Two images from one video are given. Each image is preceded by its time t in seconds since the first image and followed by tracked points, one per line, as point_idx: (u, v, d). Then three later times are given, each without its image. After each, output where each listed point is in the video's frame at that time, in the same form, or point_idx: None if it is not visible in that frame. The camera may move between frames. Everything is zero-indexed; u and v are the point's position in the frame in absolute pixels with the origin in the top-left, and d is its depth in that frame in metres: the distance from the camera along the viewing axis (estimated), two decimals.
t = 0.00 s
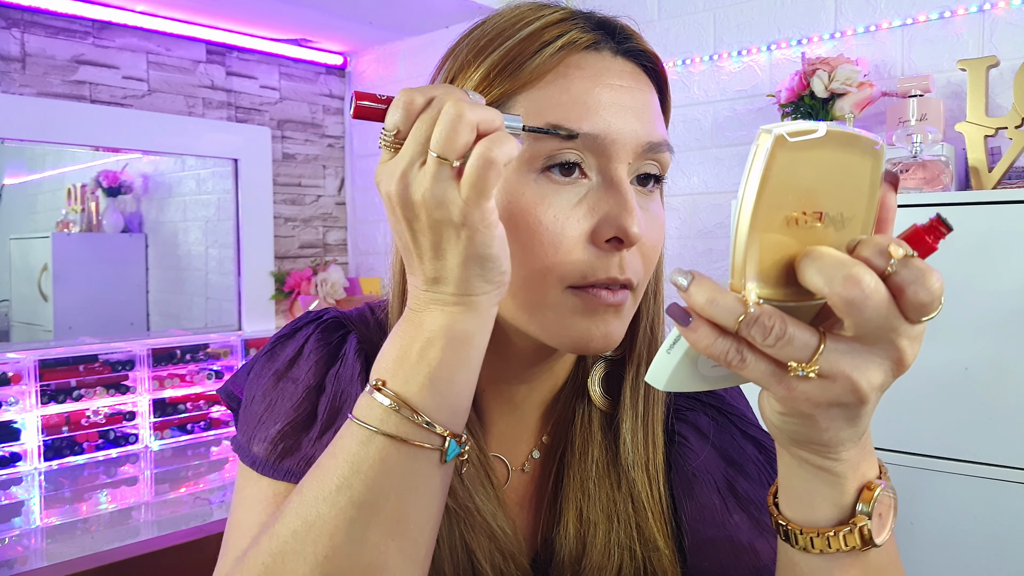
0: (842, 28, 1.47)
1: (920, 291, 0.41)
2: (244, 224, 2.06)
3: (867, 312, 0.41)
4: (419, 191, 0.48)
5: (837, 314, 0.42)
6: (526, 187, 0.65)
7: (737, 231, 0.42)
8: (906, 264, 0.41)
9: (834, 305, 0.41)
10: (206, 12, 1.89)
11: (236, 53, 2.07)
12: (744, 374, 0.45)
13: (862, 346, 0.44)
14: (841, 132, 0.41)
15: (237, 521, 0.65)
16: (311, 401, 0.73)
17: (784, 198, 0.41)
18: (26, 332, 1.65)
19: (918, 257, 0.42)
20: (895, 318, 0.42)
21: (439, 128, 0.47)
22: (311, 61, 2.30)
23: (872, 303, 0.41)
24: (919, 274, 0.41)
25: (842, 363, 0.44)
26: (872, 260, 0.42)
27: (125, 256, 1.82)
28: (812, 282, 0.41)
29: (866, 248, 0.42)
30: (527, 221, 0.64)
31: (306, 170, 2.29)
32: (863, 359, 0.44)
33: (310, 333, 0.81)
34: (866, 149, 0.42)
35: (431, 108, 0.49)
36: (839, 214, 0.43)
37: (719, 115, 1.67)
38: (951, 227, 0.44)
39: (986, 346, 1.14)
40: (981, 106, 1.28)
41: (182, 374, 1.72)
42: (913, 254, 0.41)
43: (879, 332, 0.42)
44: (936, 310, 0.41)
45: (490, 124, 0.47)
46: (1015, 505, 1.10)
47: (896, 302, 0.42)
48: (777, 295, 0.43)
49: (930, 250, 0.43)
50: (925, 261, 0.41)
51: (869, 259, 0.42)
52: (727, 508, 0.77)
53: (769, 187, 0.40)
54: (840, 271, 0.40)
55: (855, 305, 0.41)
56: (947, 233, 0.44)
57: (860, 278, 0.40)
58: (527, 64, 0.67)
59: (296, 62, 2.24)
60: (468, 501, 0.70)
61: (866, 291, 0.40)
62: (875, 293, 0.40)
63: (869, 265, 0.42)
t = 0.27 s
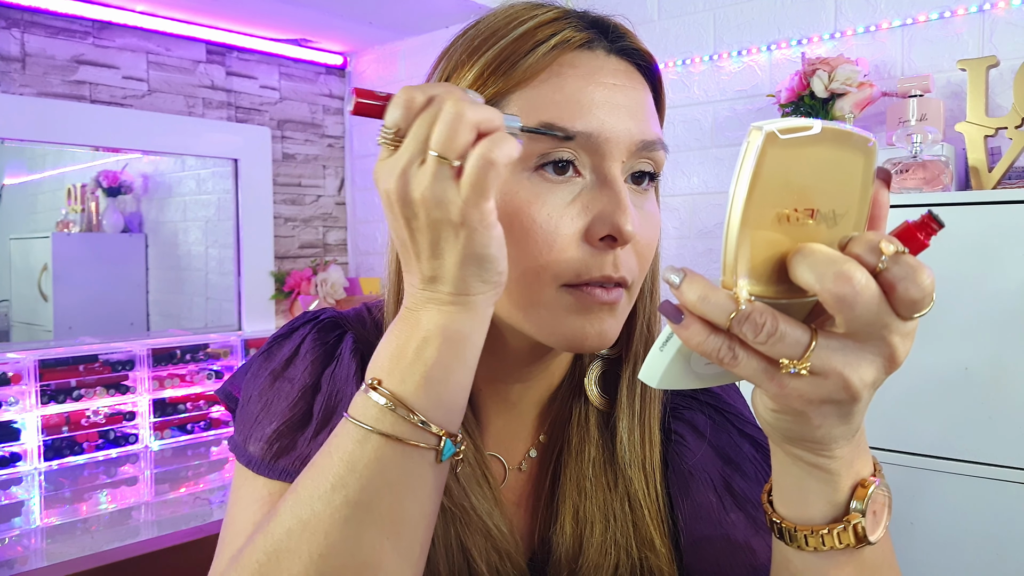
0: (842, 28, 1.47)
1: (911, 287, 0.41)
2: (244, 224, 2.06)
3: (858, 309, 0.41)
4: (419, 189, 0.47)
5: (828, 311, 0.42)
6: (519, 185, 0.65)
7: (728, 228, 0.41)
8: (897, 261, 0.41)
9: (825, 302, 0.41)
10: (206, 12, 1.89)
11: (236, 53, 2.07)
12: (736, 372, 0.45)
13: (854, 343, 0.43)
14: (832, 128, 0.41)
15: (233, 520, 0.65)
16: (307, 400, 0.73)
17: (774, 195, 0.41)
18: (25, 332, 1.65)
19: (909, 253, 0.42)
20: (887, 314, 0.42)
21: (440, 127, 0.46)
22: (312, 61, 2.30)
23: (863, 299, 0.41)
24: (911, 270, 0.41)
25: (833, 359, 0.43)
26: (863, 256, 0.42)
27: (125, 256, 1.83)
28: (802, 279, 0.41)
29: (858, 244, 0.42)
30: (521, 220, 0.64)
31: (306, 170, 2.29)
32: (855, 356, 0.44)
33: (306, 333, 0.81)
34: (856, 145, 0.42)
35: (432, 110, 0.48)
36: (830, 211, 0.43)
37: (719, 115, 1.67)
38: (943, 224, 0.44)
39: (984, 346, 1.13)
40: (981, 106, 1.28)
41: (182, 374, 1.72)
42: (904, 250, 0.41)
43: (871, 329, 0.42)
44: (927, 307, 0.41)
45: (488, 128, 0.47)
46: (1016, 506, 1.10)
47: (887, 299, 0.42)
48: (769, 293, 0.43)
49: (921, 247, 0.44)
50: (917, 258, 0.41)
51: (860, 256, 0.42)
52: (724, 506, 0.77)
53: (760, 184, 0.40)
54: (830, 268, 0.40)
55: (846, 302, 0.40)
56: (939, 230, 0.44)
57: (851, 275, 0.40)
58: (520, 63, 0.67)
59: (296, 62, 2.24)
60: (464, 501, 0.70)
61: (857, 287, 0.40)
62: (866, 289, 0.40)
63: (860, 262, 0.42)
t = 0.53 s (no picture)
0: (842, 28, 1.47)
1: (907, 285, 0.41)
2: (244, 224, 2.06)
3: (853, 305, 0.41)
4: (394, 187, 0.47)
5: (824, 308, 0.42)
6: (515, 184, 0.65)
7: (724, 226, 0.41)
8: (893, 258, 0.41)
9: (821, 299, 0.41)
10: (206, 12, 1.89)
11: (236, 53, 2.07)
12: (733, 369, 0.45)
13: (850, 340, 0.44)
14: (829, 126, 0.41)
15: (231, 520, 0.65)
16: (304, 400, 0.73)
17: (770, 193, 0.41)
18: (25, 332, 1.65)
19: (905, 251, 0.42)
20: (882, 311, 0.42)
21: (409, 123, 0.46)
22: (311, 61, 2.30)
23: (859, 296, 0.41)
24: (906, 268, 0.41)
25: (830, 357, 0.43)
26: (859, 254, 0.42)
27: (125, 256, 1.84)
28: (799, 276, 0.41)
29: (854, 241, 0.42)
30: (518, 218, 0.64)
31: (306, 170, 2.29)
32: (851, 353, 0.44)
33: (305, 333, 0.81)
34: (852, 142, 0.42)
35: (401, 108, 0.47)
36: (827, 208, 0.42)
37: (719, 115, 1.67)
38: (939, 221, 0.44)
39: (984, 345, 1.13)
40: (981, 106, 1.28)
41: (182, 374, 1.72)
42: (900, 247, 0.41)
43: (867, 325, 0.42)
44: (923, 304, 0.42)
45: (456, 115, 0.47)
46: (1015, 505, 1.10)
47: (883, 295, 0.42)
48: (765, 290, 0.43)
49: (918, 243, 0.43)
50: (913, 255, 0.41)
51: (856, 252, 0.42)
52: (723, 505, 0.77)
53: (755, 182, 0.40)
54: (826, 265, 0.40)
55: (841, 298, 0.41)
56: (935, 227, 0.44)
57: (847, 272, 0.40)
58: (516, 62, 0.67)
59: (296, 62, 2.24)
60: (463, 500, 0.70)
61: (853, 284, 0.40)
62: (862, 286, 0.41)
63: (856, 259, 0.42)
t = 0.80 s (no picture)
0: (842, 28, 1.47)
1: (903, 282, 0.41)
2: (244, 224, 2.06)
3: (849, 302, 0.41)
4: (374, 187, 0.47)
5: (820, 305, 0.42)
6: (514, 183, 0.65)
7: (720, 224, 0.42)
8: (889, 255, 0.41)
9: (817, 297, 0.41)
10: (206, 12, 1.89)
11: (236, 53, 2.07)
12: (729, 368, 0.45)
13: (846, 337, 0.43)
14: (825, 124, 0.41)
15: (229, 519, 0.65)
16: (303, 400, 0.73)
17: (766, 191, 0.41)
18: (25, 332, 1.65)
19: (902, 248, 0.42)
20: (878, 308, 0.42)
21: (383, 124, 0.46)
22: (311, 61, 2.30)
23: (855, 293, 0.40)
24: (902, 265, 0.41)
25: (826, 355, 0.43)
26: (855, 251, 0.42)
27: (126, 255, 1.84)
28: (794, 274, 0.41)
29: (850, 239, 0.42)
30: (517, 218, 0.64)
31: (306, 169, 2.29)
32: (847, 352, 0.44)
33: (304, 333, 0.81)
34: (848, 140, 0.42)
35: (373, 107, 0.47)
36: (823, 206, 0.42)
37: (719, 115, 1.67)
38: (936, 219, 0.44)
39: (983, 345, 1.13)
40: (981, 106, 1.28)
41: (182, 374, 1.72)
42: (895, 245, 0.41)
43: (862, 323, 0.42)
44: (920, 301, 0.41)
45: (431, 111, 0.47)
46: (1015, 505, 1.10)
47: (879, 293, 0.42)
48: (761, 288, 0.43)
49: (914, 242, 0.43)
50: (908, 252, 0.41)
51: (852, 250, 0.42)
52: (722, 505, 0.77)
53: (751, 180, 0.40)
54: (822, 262, 0.40)
55: (837, 296, 0.40)
56: (931, 225, 0.44)
57: (843, 270, 0.40)
58: (516, 62, 0.67)
59: (296, 62, 2.24)
60: (462, 500, 0.70)
61: (848, 282, 0.40)
62: (857, 284, 0.40)
63: (852, 257, 0.42)
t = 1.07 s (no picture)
0: (842, 28, 1.47)
1: (903, 282, 0.41)
2: (244, 224, 2.06)
3: (849, 303, 0.41)
4: (357, 189, 0.48)
5: (820, 305, 0.42)
6: (517, 183, 0.65)
7: (720, 224, 0.42)
8: (890, 255, 0.41)
9: (818, 297, 0.41)
10: (206, 12, 1.89)
11: (236, 53, 2.07)
12: (729, 368, 0.45)
13: (846, 337, 0.43)
14: (826, 124, 0.41)
15: (229, 519, 0.65)
16: (305, 399, 0.73)
17: (767, 191, 0.41)
18: (25, 332, 1.65)
19: (902, 248, 0.42)
20: (879, 309, 0.42)
21: (360, 125, 0.46)
22: (312, 61, 2.30)
23: (855, 293, 0.40)
24: (903, 265, 0.41)
25: (826, 355, 0.43)
26: (856, 251, 0.42)
27: (126, 256, 1.83)
28: (795, 274, 0.41)
29: (850, 239, 0.42)
30: (520, 219, 0.64)
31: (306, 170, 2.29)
32: (847, 352, 0.44)
33: (305, 332, 0.81)
34: (850, 140, 0.42)
35: (347, 108, 0.47)
36: (824, 207, 0.42)
37: (719, 115, 1.67)
38: (936, 220, 0.44)
39: (983, 345, 1.13)
40: (981, 106, 1.28)
41: (182, 374, 1.72)
42: (896, 245, 0.41)
43: (862, 323, 0.42)
44: (920, 301, 0.41)
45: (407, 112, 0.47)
46: (1015, 505, 1.10)
47: (880, 293, 0.42)
48: (762, 288, 0.43)
49: (914, 242, 0.43)
50: (909, 252, 0.41)
51: (852, 250, 0.42)
52: (722, 504, 0.77)
53: (752, 180, 0.40)
54: (823, 262, 0.40)
55: (837, 296, 0.40)
56: (932, 225, 0.44)
57: (843, 270, 0.40)
58: (518, 63, 0.67)
59: (296, 62, 2.24)
60: (462, 501, 0.70)
61: (848, 282, 0.40)
62: (857, 284, 0.40)
63: (852, 257, 0.42)
